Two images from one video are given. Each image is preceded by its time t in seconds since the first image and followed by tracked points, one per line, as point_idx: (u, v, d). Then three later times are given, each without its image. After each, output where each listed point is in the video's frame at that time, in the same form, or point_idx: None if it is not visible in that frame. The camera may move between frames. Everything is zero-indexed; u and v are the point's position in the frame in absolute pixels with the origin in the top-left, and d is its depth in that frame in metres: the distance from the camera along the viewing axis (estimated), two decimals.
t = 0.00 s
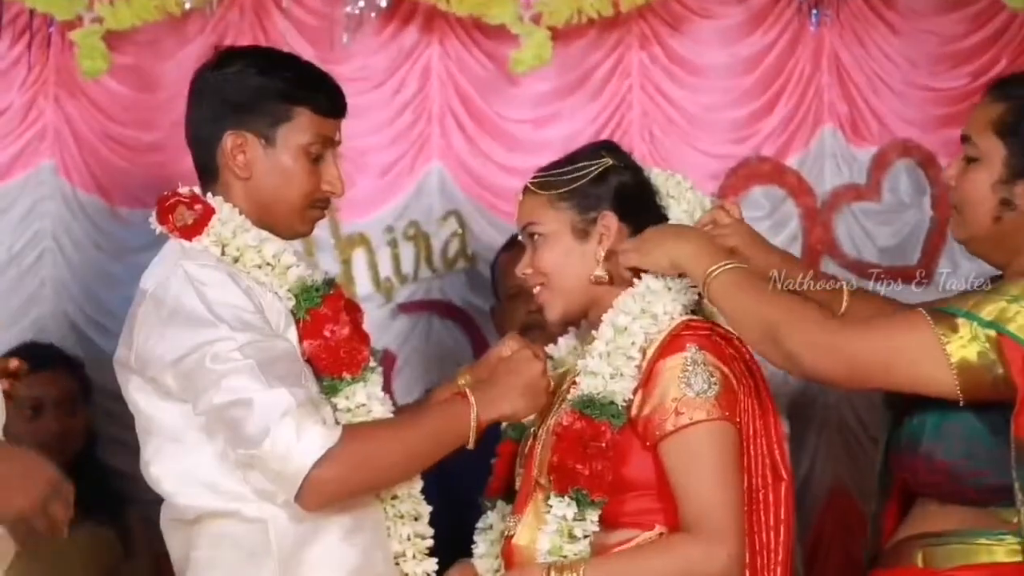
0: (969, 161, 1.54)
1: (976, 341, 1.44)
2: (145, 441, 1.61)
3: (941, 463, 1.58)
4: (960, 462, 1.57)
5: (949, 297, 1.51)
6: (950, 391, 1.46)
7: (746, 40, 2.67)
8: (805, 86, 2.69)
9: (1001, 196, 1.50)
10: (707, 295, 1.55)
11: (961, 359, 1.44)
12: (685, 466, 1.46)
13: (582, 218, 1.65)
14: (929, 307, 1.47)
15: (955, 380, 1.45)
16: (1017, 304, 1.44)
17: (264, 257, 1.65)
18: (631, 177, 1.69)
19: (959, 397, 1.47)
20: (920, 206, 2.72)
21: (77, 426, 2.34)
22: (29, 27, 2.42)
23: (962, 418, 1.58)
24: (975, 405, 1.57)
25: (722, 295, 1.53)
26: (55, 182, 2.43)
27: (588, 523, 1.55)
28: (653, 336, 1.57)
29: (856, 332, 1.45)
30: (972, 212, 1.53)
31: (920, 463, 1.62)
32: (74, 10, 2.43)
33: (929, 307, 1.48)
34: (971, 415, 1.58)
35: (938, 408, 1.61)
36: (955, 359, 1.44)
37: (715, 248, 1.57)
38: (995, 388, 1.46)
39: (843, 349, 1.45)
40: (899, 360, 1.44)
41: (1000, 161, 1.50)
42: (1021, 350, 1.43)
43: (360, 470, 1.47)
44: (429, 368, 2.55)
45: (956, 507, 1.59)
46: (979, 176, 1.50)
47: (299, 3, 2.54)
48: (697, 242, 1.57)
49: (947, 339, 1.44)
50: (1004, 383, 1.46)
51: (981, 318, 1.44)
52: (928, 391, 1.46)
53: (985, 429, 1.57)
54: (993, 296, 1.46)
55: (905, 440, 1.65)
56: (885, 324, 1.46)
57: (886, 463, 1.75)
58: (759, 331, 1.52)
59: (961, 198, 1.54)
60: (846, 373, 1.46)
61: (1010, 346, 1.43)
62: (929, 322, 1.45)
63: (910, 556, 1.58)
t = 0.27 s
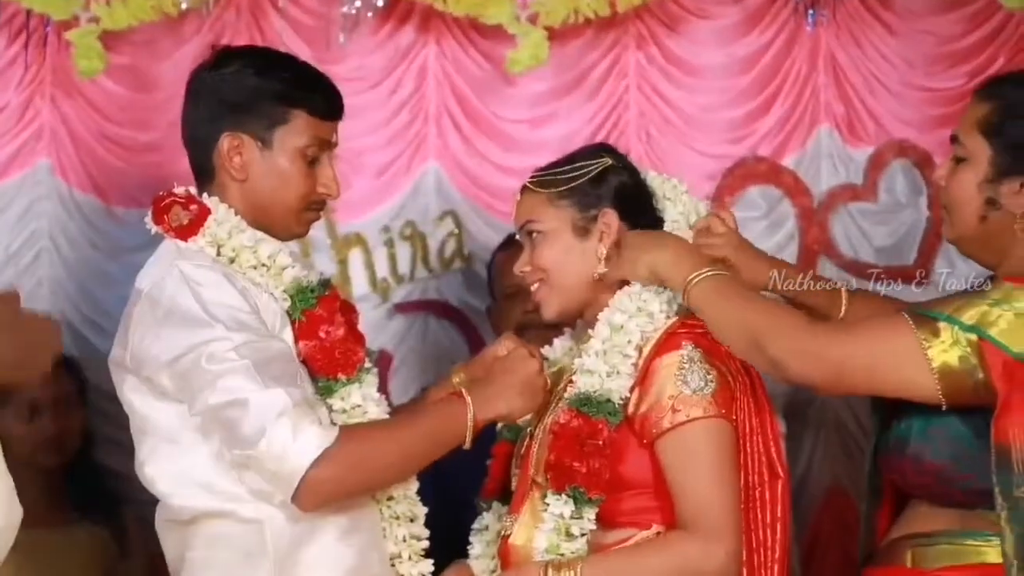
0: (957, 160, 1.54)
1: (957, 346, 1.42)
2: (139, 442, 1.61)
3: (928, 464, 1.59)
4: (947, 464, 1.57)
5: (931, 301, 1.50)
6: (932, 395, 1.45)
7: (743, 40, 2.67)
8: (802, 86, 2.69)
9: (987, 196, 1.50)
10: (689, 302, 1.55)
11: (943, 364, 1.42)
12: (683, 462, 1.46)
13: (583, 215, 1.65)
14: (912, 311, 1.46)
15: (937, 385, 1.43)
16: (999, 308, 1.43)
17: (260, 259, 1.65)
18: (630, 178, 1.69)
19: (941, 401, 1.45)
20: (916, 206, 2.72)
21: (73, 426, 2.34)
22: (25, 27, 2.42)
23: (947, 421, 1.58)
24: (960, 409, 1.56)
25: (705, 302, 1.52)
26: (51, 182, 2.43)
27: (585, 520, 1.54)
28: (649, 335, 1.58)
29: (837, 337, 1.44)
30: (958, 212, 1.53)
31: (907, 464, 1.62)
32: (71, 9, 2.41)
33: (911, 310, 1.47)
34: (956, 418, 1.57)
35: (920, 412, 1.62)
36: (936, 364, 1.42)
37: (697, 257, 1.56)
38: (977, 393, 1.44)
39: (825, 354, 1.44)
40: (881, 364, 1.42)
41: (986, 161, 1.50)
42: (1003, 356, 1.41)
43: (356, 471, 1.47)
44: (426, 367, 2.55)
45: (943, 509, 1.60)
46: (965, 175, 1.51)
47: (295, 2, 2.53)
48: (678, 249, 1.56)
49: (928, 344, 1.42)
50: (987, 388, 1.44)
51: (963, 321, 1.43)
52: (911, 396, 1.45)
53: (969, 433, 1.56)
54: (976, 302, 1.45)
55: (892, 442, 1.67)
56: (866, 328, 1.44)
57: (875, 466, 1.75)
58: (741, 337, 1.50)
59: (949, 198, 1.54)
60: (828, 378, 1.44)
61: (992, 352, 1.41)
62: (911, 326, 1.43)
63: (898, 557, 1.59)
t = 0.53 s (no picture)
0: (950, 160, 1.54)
1: (948, 343, 1.41)
2: (137, 442, 1.61)
3: (921, 464, 1.61)
4: (939, 463, 1.59)
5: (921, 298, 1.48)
6: (923, 392, 1.43)
7: (740, 40, 2.67)
8: (800, 85, 2.69)
9: (979, 195, 1.50)
10: (679, 302, 1.53)
11: (933, 361, 1.41)
12: (681, 461, 1.46)
13: (577, 216, 1.66)
14: (901, 308, 1.44)
15: (928, 382, 1.42)
16: (989, 306, 1.42)
17: (259, 258, 1.65)
18: (626, 177, 1.70)
19: (932, 398, 1.44)
20: (914, 206, 2.72)
21: (72, 425, 2.34)
22: (22, 27, 2.42)
23: (939, 419, 1.60)
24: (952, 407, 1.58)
25: (694, 301, 1.50)
26: (49, 182, 2.43)
27: (583, 519, 1.54)
28: (646, 333, 1.58)
29: (827, 334, 1.42)
30: (952, 212, 1.53)
31: (901, 464, 1.64)
32: (68, 10, 2.41)
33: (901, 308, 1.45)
34: (949, 416, 1.59)
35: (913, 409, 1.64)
36: (927, 360, 1.41)
37: (685, 256, 1.54)
38: (967, 390, 1.43)
39: (816, 352, 1.42)
40: (871, 361, 1.41)
41: (978, 160, 1.50)
42: (993, 353, 1.40)
43: (357, 470, 1.47)
44: (424, 367, 2.55)
45: (938, 509, 1.60)
46: (958, 175, 1.51)
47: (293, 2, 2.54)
48: (668, 250, 1.55)
49: (918, 340, 1.41)
50: (976, 385, 1.43)
51: (952, 319, 1.41)
52: (902, 393, 1.43)
53: (961, 430, 1.58)
54: (965, 299, 1.43)
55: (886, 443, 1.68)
56: (856, 325, 1.42)
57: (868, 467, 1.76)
58: (730, 337, 1.48)
59: (942, 198, 1.54)
60: (819, 376, 1.43)
61: (982, 350, 1.41)
62: (900, 322, 1.42)
63: (894, 557, 1.59)
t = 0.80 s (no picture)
0: (946, 160, 1.55)
1: (944, 337, 1.42)
2: (136, 442, 1.61)
3: (918, 462, 1.59)
4: (936, 461, 1.57)
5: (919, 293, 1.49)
6: (919, 387, 1.44)
7: (740, 40, 2.68)
8: (799, 85, 2.70)
9: (974, 195, 1.50)
10: (676, 296, 1.53)
11: (929, 356, 1.42)
12: (679, 461, 1.46)
13: (575, 215, 1.66)
14: (898, 303, 1.45)
15: (923, 377, 1.43)
16: (984, 302, 1.43)
17: (259, 258, 1.64)
18: (623, 177, 1.70)
19: (927, 393, 1.45)
20: (914, 205, 2.72)
21: (71, 425, 2.34)
22: (21, 27, 2.42)
23: (935, 415, 1.59)
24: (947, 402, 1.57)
25: (691, 294, 1.50)
26: (49, 182, 2.43)
27: (581, 520, 1.54)
28: (645, 333, 1.58)
29: (825, 328, 1.43)
30: (948, 211, 1.54)
31: (898, 462, 1.63)
32: (67, 9, 2.42)
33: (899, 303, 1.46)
34: (946, 412, 1.58)
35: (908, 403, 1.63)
36: (922, 356, 1.42)
37: (683, 250, 1.54)
38: (962, 386, 1.45)
39: (813, 345, 1.42)
40: (868, 355, 1.42)
41: (974, 160, 1.50)
42: (988, 349, 1.41)
43: (355, 469, 1.47)
44: (424, 367, 2.55)
45: (936, 507, 1.60)
46: (953, 174, 1.51)
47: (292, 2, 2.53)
48: (665, 244, 1.55)
49: (914, 336, 1.42)
50: (972, 379, 1.44)
51: (949, 315, 1.42)
52: (896, 387, 1.44)
53: (957, 427, 1.57)
54: (961, 295, 1.45)
55: (881, 442, 1.67)
56: (852, 320, 1.43)
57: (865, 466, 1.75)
58: (728, 330, 1.48)
59: (938, 197, 1.54)
60: (816, 369, 1.43)
61: (977, 346, 1.42)
62: (898, 318, 1.43)
63: (892, 556, 1.59)
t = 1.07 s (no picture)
0: (945, 160, 1.56)
1: (942, 337, 1.42)
2: (136, 443, 1.61)
3: (915, 462, 1.59)
4: (933, 461, 1.57)
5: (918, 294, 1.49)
6: (917, 387, 1.44)
7: (739, 40, 2.68)
8: (799, 85, 2.70)
9: (974, 195, 1.51)
10: (672, 296, 1.53)
11: (927, 355, 1.42)
12: (678, 461, 1.46)
13: (573, 216, 1.65)
14: (896, 304, 1.46)
15: (921, 377, 1.43)
16: (982, 301, 1.44)
17: (258, 259, 1.64)
18: (619, 177, 1.70)
19: (925, 393, 1.44)
20: (914, 206, 2.72)
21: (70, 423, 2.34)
22: (21, 27, 2.43)
23: (932, 415, 1.58)
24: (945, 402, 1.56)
25: (688, 294, 1.50)
26: (49, 182, 2.43)
27: (580, 520, 1.54)
28: (644, 333, 1.58)
29: (822, 326, 1.43)
30: (947, 211, 1.54)
31: (896, 463, 1.63)
32: (66, 10, 2.43)
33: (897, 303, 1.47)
34: (943, 412, 1.57)
35: (905, 402, 1.64)
36: (920, 355, 1.42)
37: (679, 250, 1.55)
38: (959, 385, 1.45)
39: (810, 344, 1.42)
40: (866, 354, 1.42)
41: (973, 160, 1.51)
42: (985, 349, 1.42)
43: (353, 470, 1.47)
44: (423, 367, 2.55)
45: (933, 508, 1.60)
46: (953, 175, 1.52)
47: (292, 2, 2.53)
48: (660, 243, 1.56)
49: (913, 334, 1.42)
50: (969, 378, 1.44)
51: (947, 315, 1.43)
52: (894, 387, 1.44)
53: (955, 427, 1.56)
54: (959, 294, 1.45)
55: (881, 443, 1.67)
56: (848, 319, 1.43)
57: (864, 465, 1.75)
58: (724, 330, 1.48)
59: (937, 197, 1.55)
60: (813, 368, 1.43)
61: (974, 346, 1.42)
62: (895, 317, 1.43)
63: (890, 556, 1.59)
